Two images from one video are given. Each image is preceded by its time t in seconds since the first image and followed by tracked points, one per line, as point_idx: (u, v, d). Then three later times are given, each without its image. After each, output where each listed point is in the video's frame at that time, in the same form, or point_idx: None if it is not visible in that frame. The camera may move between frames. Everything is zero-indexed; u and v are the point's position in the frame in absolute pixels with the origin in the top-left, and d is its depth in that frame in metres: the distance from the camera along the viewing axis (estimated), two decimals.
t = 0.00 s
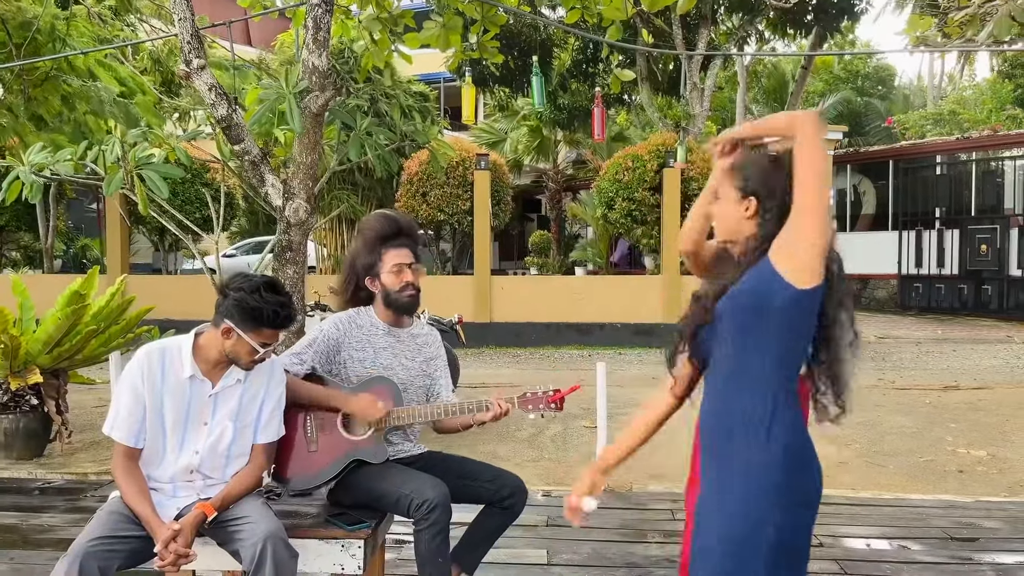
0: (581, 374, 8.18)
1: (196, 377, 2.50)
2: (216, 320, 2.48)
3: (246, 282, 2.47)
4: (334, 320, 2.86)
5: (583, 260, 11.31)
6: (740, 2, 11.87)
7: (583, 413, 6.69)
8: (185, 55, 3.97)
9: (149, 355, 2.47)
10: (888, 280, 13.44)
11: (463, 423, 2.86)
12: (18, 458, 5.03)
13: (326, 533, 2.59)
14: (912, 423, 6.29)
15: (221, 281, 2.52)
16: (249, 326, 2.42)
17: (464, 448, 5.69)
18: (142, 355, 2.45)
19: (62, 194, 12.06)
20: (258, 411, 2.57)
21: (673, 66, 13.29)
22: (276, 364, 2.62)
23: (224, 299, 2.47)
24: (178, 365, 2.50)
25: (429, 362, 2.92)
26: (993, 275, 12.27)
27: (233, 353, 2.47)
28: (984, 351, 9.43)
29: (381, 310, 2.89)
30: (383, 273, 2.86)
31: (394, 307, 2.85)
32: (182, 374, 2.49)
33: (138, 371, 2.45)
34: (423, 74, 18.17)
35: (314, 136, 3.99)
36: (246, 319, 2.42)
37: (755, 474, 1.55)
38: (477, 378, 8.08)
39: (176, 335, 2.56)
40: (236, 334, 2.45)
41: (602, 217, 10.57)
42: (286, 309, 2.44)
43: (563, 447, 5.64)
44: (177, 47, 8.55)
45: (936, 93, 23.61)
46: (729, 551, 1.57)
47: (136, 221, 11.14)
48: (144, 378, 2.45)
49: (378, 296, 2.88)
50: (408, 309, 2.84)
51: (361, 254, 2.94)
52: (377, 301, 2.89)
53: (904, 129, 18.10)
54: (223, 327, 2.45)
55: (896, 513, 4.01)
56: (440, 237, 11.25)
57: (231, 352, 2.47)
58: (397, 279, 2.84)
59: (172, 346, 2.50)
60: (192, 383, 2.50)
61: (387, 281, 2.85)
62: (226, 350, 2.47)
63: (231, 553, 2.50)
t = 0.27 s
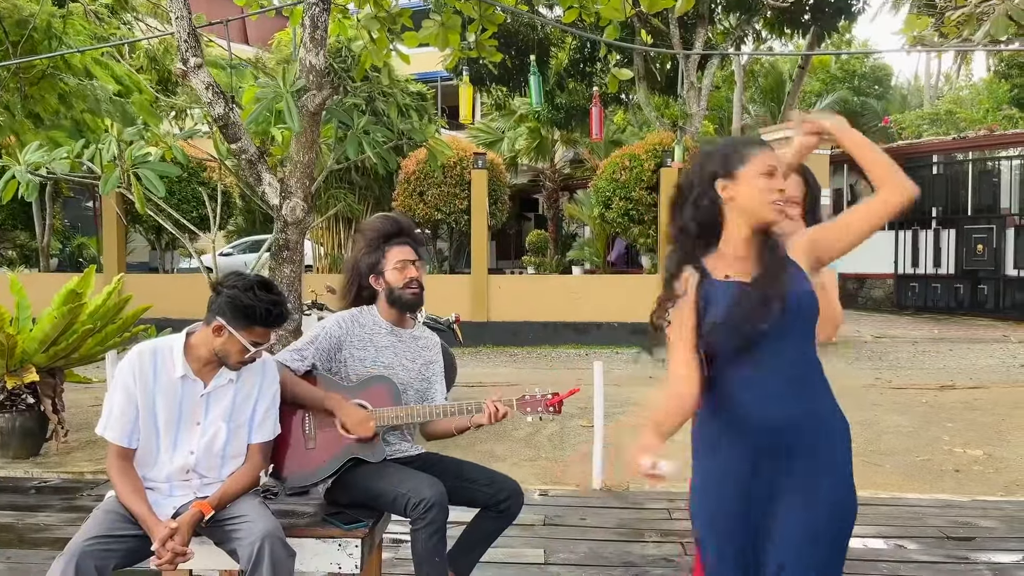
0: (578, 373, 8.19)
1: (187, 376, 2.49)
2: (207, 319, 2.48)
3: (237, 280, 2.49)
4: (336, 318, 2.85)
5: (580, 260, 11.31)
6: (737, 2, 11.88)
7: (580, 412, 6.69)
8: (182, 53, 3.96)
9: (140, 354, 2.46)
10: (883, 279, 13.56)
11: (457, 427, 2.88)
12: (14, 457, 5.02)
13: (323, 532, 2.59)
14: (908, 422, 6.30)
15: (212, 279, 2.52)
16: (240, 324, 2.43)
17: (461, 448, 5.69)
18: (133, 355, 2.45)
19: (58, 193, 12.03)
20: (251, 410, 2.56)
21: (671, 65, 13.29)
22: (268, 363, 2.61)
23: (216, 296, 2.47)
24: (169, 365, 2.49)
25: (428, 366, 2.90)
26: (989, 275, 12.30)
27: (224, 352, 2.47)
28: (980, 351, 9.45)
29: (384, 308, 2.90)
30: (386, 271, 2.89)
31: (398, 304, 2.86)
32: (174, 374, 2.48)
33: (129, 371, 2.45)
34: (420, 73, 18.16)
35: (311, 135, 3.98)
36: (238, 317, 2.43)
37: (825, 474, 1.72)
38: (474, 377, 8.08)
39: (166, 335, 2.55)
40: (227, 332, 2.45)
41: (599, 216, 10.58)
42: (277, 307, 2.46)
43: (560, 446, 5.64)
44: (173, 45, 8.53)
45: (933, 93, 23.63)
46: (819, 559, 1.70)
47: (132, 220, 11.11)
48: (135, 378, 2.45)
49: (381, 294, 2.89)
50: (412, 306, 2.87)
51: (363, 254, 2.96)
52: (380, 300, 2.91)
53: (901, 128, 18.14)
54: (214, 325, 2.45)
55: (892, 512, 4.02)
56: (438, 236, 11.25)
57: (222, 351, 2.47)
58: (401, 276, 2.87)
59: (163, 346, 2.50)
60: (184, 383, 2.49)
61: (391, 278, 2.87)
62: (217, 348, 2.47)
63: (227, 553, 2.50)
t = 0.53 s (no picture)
0: (574, 372, 8.20)
1: (175, 374, 2.48)
2: (192, 316, 2.48)
3: (219, 276, 2.48)
4: (336, 316, 2.85)
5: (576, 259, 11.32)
6: (734, 1, 11.90)
7: (577, 411, 6.69)
8: (178, 52, 3.95)
9: (128, 354, 2.44)
10: (879, 279, 13.61)
11: (452, 428, 2.89)
12: (9, 455, 5.01)
13: (319, 531, 2.58)
14: (904, 421, 6.31)
15: (198, 275, 2.52)
16: (224, 320, 2.43)
17: (457, 447, 5.69)
18: (121, 354, 2.44)
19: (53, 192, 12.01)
20: (242, 409, 2.56)
21: (667, 65, 13.29)
22: (259, 360, 2.61)
23: (199, 293, 2.47)
24: (157, 364, 2.48)
25: (425, 367, 2.90)
26: (984, 274, 12.34)
27: (211, 349, 2.46)
28: (975, 350, 9.48)
29: (384, 307, 2.89)
30: (388, 269, 2.89)
31: (399, 302, 2.86)
32: (162, 373, 2.47)
33: (117, 370, 2.43)
34: (416, 72, 18.16)
35: (307, 134, 3.97)
36: (222, 313, 2.42)
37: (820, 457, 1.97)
38: (471, 376, 8.08)
39: (153, 334, 2.54)
40: (212, 328, 2.44)
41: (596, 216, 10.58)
42: (260, 303, 2.46)
43: (556, 445, 5.64)
44: (168, 43, 8.52)
45: (929, 93, 23.68)
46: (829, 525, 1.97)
47: (127, 219, 11.10)
48: (124, 377, 2.43)
49: (382, 292, 2.89)
50: (413, 304, 2.85)
51: (364, 254, 2.96)
52: (380, 298, 2.90)
53: (897, 128, 18.17)
54: (199, 322, 2.45)
55: (888, 511, 4.02)
56: (434, 236, 11.25)
57: (209, 348, 2.46)
58: (403, 274, 2.87)
59: (151, 345, 2.49)
60: (172, 382, 2.48)
61: (393, 276, 2.87)
62: (203, 346, 2.46)
63: (222, 552, 2.50)
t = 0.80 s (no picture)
0: (570, 372, 8.20)
1: (169, 374, 2.47)
2: (181, 317, 2.47)
3: (204, 275, 2.46)
4: (334, 316, 2.82)
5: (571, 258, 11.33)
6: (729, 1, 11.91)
7: (572, 411, 6.69)
8: (172, 50, 3.94)
9: (121, 354, 2.44)
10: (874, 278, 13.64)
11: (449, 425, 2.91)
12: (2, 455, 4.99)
13: (314, 530, 2.58)
14: (899, 420, 6.32)
15: (186, 276, 2.50)
16: (211, 318, 2.42)
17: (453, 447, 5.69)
18: (114, 355, 2.43)
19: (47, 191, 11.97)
20: (236, 408, 2.54)
21: (663, 64, 13.30)
22: (253, 360, 2.60)
23: (186, 294, 2.45)
24: (150, 364, 2.47)
25: (418, 365, 2.91)
26: (979, 274, 12.36)
27: (201, 348, 2.45)
28: (970, 349, 9.50)
29: (380, 306, 2.89)
30: (385, 268, 2.88)
31: (396, 302, 2.86)
32: (155, 372, 2.46)
33: (111, 371, 2.43)
34: (412, 71, 18.16)
35: (303, 133, 3.96)
36: (209, 312, 2.41)
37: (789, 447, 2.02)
38: (467, 376, 8.07)
39: (146, 334, 2.53)
40: (201, 329, 2.44)
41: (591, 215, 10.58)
42: (244, 301, 2.44)
43: (552, 444, 5.64)
44: (164, 42, 8.50)
45: (924, 93, 23.73)
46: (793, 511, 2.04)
47: (122, 218, 11.07)
48: (117, 377, 2.43)
49: (379, 292, 2.88)
50: (410, 304, 2.87)
51: (361, 252, 2.95)
52: (376, 297, 2.89)
53: (891, 128, 18.21)
54: (188, 323, 2.44)
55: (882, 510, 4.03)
56: (430, 235, 11.24)
57: (200, 347, 2.45)
58: (401, 274, 2.87)
59: (145, 345, 2.48)
60: (165, 381, 2.47)
61: (391, 276, 2.87)
62: (195, 345, 2.46)
63: (218, 552, 2.49)
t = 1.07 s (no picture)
0: (565, 371, 8.21)
1: (165, 373, 2.47)
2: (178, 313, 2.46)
3: (200, 271, 2.45)
4: (327, 312, 2.83)
5: (566, 258, 11.33)
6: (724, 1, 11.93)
7: (567, 410, 6.70)
8: (166, 48, 3.92)
9: (117, 353, 2.43)
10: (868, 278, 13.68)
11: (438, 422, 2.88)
12: None
13: (308, 529, 2.57)
14: (892, 419, 6.34)
15: (183, 272, 2.50)
16: (209, 315, 2.41)
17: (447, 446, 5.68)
18: (110, 353, 2.42)
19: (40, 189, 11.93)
20: (233, 407, 2.54)
21: (658, 64, 13.30)
22: (250, 359, 2.60)
23: (182, 289, 2.45)
24: (147, 362, 2.46)
25: (407, 362, 2.92)
26: (972, 273, 12.40)
27: (198, 344, 2.44)
28: (963, 349, 9.53)
29: (370, 305, 2.90)
30: (380, 269, 2.87)
31: (386, 303, 2.87)
32: (152, 371, 2.46)
33: (107, 369, 2.43)
34: (407, 70, 18.14)
35: (297, 132, 3.95)
36: (205, 308, 2.40)
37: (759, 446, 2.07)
38: (462, 375, 8.07)
39: (142, 333, 2.53)
40: (198, 325, 2.43)
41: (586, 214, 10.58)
42: (240, 295, 2.43)
43: (547, 443, 5.64)
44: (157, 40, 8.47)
45: (917, 93, 23.80)
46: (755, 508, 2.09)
47: (116, 217, 11.03)
48: (113, 376, 2.42)
49: (370, 291, 2.88)
50: (400, 306, 2.87)
51: (354, 248, 2.93)
52: (366, 295, 2.90)
53: (885, 127, 18.25)
54: (185, 319, 2.43)
55: (876, 508, 4.05)
56: (425, 234, 11.23)
57: (197, 343, 2.44)
58: (394, 276, 2.86)
59: (141, 344, 2.47)
60: (162, 380, 2.47)
61: (384, 276, 2.86)
62: (192, 342, 2.45)
63: (213, 551, 2.48)
